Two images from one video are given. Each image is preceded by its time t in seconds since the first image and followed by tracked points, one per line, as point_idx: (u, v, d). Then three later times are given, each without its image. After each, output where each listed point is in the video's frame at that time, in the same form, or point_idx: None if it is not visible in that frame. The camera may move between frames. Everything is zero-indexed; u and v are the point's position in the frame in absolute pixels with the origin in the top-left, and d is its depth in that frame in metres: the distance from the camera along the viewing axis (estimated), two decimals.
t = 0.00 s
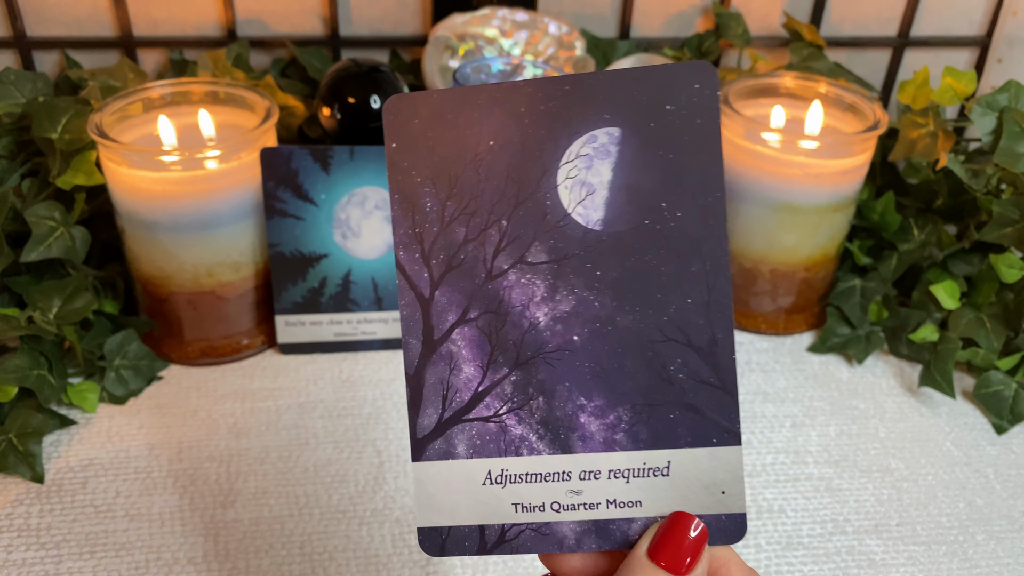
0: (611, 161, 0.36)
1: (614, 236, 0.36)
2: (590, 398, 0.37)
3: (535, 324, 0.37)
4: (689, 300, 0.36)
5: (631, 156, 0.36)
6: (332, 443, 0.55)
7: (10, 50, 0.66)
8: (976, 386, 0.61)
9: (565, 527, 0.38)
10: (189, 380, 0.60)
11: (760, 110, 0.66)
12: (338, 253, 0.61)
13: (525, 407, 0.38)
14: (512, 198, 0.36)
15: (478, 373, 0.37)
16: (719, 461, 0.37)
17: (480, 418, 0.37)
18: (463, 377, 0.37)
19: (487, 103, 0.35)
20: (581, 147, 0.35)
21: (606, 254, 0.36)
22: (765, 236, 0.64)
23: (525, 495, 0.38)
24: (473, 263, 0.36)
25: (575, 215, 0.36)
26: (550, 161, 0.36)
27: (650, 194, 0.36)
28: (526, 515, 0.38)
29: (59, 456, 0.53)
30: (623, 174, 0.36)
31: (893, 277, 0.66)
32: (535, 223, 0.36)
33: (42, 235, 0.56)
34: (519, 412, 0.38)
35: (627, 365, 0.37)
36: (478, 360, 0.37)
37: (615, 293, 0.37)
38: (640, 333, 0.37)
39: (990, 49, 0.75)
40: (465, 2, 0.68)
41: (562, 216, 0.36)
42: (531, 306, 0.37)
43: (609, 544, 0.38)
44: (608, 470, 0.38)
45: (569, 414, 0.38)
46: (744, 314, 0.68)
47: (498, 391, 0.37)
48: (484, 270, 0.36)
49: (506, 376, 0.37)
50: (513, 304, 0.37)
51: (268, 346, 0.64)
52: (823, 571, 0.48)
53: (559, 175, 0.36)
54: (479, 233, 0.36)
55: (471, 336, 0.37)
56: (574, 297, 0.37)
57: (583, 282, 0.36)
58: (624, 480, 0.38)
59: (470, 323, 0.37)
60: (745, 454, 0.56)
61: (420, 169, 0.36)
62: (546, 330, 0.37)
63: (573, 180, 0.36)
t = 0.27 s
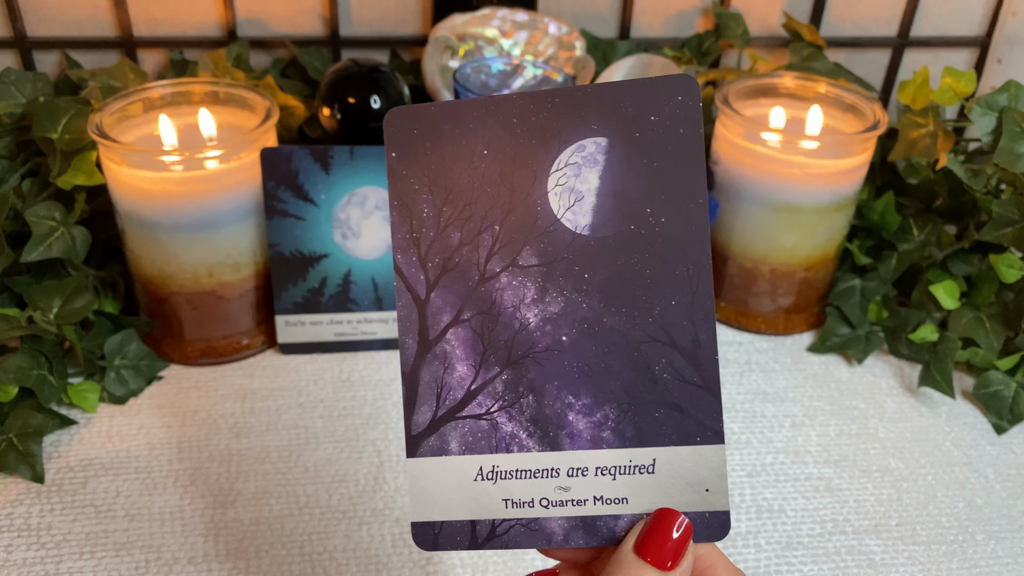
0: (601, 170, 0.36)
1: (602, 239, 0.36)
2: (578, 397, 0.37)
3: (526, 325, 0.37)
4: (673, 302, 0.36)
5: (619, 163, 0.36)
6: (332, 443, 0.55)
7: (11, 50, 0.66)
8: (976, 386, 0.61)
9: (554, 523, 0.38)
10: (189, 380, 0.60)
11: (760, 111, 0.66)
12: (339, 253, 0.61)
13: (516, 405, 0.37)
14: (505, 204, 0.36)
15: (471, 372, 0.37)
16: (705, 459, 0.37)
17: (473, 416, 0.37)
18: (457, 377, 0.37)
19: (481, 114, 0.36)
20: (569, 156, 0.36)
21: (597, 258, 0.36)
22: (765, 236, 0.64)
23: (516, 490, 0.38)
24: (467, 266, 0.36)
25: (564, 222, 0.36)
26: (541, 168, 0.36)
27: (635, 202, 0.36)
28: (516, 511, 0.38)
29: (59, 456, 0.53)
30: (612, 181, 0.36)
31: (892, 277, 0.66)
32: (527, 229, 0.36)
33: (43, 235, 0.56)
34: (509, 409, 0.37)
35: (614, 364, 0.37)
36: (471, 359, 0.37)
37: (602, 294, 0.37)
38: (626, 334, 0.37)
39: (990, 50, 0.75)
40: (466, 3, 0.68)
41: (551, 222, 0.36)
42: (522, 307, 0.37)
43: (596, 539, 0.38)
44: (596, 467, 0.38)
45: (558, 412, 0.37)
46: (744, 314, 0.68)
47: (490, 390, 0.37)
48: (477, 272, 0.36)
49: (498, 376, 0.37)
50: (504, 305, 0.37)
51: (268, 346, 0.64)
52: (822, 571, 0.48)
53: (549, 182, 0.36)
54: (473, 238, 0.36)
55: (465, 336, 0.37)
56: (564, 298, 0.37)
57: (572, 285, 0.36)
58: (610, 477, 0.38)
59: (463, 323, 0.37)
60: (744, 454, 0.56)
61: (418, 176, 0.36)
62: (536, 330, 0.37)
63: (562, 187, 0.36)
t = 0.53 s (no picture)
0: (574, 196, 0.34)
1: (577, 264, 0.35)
2: (559, 414, 0.36)
3: (508, 348, 0.35)
4: (646, 324, 0.35)
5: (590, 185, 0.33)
6: (332, 443, 0.55)
7: (11, 50, 0.66)
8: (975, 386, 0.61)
9: (543, 529, 0.38)
10: (189, 380, 0.60)
11: (759, 111, 0.67)
12: (338, 253, 0.61)
13: (502, 422, 0.36)
14: (484, 231, 0.34)
15: (460, 392, 0.36)
16: (688, 471, 0.36)
17: (463, 432, 0.36)
18: (445, 398, 0.36)
19: (457, 145, 0.34)
20: (541, 183, 0.34)
21: (577, 286, 0.35)
22: (764, 236, 0.64)
23: (505, 501, 0.37)
24: (451, 291, 0.35)
25: (540, 250, 0.34)
26: (515, 195, 0.34)
27: (605, 227, 0.34)
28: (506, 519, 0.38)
29: (60, 456, 0.54)
30: (586, 207, 0.34)
31: (892, 277, 0.66)
32: (506, 258, 0.34)
33: (43, 235, 0.56)
34: (495, 430, 0.37)
35: (593, 383, 0.36)
36: (460, 379, 0.36)
37: (579, 317, 0.35)
38: (605, 355, 0.35)
39: (989, 50, 0.75)
40: (466, 3, 0.68)
41: (526, 248, 0.34)
42: (503, 330, 0.35)
43: (582, 543, 0.38)
44: (579, 479, 0.37)
45: (541, 428, 0.36)
46: (743, 314, 0.68)
47: (476, 408, 0.36)
48: (460, 296, 0.35)
49: (484, 395, 0.36)
50: (486, 330, 0.35)
51: (268, 346, 0.64)
52: (822, 570, 0.48)
53: (522, 212, 0.34)
54: (454, 264, 0.35)
55: (453, 358, 0.35)
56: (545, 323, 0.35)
57: (551, 309, 0.35)
58: (593, 488, 0.37)
59: (451, 345, 0.35)
60: (744, 454, 0.56)
61: (402, 208, 0.35)
62: (518, 352, 0.35)
63: (536, 215, 0.34)
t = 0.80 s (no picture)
0: (561, 158, 0.35)
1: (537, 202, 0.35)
2: (484, 330, 0.36)
3: (457, 261, 0.35)
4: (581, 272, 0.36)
5: (575, 158, 0.35)
6: (333, 443, 0.56)
7: (12, 50, 0.66)
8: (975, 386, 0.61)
9: (428, 428, 0.36)
10: (190, 380, 0.60)
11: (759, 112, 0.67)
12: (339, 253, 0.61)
13: (428, 322, 0.36)
14: (468, 159, 0.35)
15: (399, 285, 0.35)
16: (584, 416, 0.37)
17: (388, 319, 0.35)
18: (384, 286, 0.35)
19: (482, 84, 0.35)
20: (535, 138, 0.35)
21: (535, 225, 0.35)
22: (764, 236, 0.64)
23: (407, 394, 0.36)
24: (425, 197, 0.35)
25: (513, 187, 0.35)
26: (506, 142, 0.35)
27: (578, 194, 0.35)
28: (400, 408, 0.36)
29: (61, 456, 0.54)
30: (566, 169, 0.35)
31: (892, 277, 0.66)
32: (482, 184, 0.35)
33: (44, 235, 0.56)
34: (420, 324, 0.36)
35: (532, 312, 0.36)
36: (404, 273, 0.35)
37: (526, 246, 0.35)
38: (546, 282, 0.36)
39: (988, 50, 0.75)
40: (466, 4, 0.68)
41: (501, 180, 0.35)
42: (457, 243, 0.35)
43: (465, 454, 0.36)
44: (485, 393, 0.36)
45: (462, 337, 0.36)
46: (744, 314, 0.68)
47: (410, 302, 0.35)
48: (430, 203, 0.35)
49: (420, 294, 0.35)
50: (444, 240, 0.35)
51: (269, 345, 0.64)
52: (821, 570, 0.48)
53: (508, 153, 0.35)
54: (433, 175, 0.35)
55: (403, 253, 0.35)
56: (500, 243, 0.35)
57: (500, 234, 0.35)
58: (490, 402, 0.36)
59: (405, 241, 0.35)
60: (743, 453, 0.56)
61: (406, 115, 0.35)
62: (462, 267, 0.35)
63: (521, 159, 0.35)
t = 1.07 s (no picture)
0: (599, 135, 0.44)
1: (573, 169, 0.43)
2: (511, 272, 0.43)
3: (499, 212, 0.43)
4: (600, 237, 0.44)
5: (612, 134, 0.44)
6: (333, 443, 0.56)
7: (13, 51, 0.66)
8: (974, 386, 0.62)
9: (452, 348, 0.42)
10: (190, 379, 0.61)
11: (758, 112, 0.67)
12: (340, 253, 0.60)
13: (468, 259, 0.42)
14: (520, 129, 0.43)
15: (449, 226, 0.42)
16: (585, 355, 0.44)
17: (434, 253, 0.42)
18: (434, 224, 0.42)
19: (539, 67, 0.44)
20: (579, 115, 0.43)
21: (566, 190, 0.43)
22: (764, 236, 0.64)
23: (441, 316, 0.42)
24: (480, 155, 0.43)
25: (556, 156, 0.43)
26: (554, 116, 0.43)
27: (610, 164, 0.44)
28: (433, 327, 0.42)
29: (62, 455, 0.54)
30: (604, 144, 0.44)
31: (890, 277, 0.66)
32: (530, 148, 0.43)
33: (45, 235, 0.56)
34: (462, 258, 0.42)
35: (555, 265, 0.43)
36: (455, 216, 0.42)
37: (560, 210, 0.43)
38: (571, 234, 0.43)
39: (987, 51, 0.75)
40: (466, 5, 0.68)
41: (547, 149, 0.43)
42: (501, 196, 0.43)
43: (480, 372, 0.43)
44: (502, 323, 0.43)
45: (492, 275, 0.42)
46: (744, 314, 0.68)
47: (455, 240, 0.42)
48: (484, 162, 0.43)
49: (462, 236, 0.42)
50: (490, 193, 0.43)
51: (270, 345, 0.64)
52: (821, 570, 0.48)
53: (558, 127, 0.43)
54: (490, 140, 0.43)
55: (455, 200, 0.42)
56: (536, 200, 0.43)
57: (541, 196, 0.43)
58: (505, 332, 0.43)
59: (459, 191, 0.43)
60: (743, 453, 0.56)
61: (476, 86, 0.44)
62: (505, 217, 0.43)
63: (564, 133, 0.43)
